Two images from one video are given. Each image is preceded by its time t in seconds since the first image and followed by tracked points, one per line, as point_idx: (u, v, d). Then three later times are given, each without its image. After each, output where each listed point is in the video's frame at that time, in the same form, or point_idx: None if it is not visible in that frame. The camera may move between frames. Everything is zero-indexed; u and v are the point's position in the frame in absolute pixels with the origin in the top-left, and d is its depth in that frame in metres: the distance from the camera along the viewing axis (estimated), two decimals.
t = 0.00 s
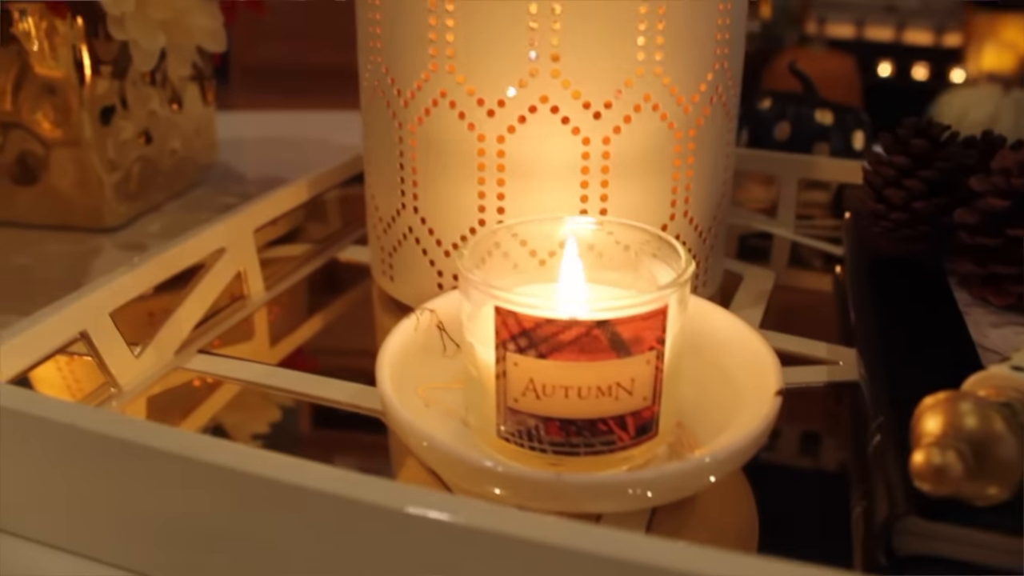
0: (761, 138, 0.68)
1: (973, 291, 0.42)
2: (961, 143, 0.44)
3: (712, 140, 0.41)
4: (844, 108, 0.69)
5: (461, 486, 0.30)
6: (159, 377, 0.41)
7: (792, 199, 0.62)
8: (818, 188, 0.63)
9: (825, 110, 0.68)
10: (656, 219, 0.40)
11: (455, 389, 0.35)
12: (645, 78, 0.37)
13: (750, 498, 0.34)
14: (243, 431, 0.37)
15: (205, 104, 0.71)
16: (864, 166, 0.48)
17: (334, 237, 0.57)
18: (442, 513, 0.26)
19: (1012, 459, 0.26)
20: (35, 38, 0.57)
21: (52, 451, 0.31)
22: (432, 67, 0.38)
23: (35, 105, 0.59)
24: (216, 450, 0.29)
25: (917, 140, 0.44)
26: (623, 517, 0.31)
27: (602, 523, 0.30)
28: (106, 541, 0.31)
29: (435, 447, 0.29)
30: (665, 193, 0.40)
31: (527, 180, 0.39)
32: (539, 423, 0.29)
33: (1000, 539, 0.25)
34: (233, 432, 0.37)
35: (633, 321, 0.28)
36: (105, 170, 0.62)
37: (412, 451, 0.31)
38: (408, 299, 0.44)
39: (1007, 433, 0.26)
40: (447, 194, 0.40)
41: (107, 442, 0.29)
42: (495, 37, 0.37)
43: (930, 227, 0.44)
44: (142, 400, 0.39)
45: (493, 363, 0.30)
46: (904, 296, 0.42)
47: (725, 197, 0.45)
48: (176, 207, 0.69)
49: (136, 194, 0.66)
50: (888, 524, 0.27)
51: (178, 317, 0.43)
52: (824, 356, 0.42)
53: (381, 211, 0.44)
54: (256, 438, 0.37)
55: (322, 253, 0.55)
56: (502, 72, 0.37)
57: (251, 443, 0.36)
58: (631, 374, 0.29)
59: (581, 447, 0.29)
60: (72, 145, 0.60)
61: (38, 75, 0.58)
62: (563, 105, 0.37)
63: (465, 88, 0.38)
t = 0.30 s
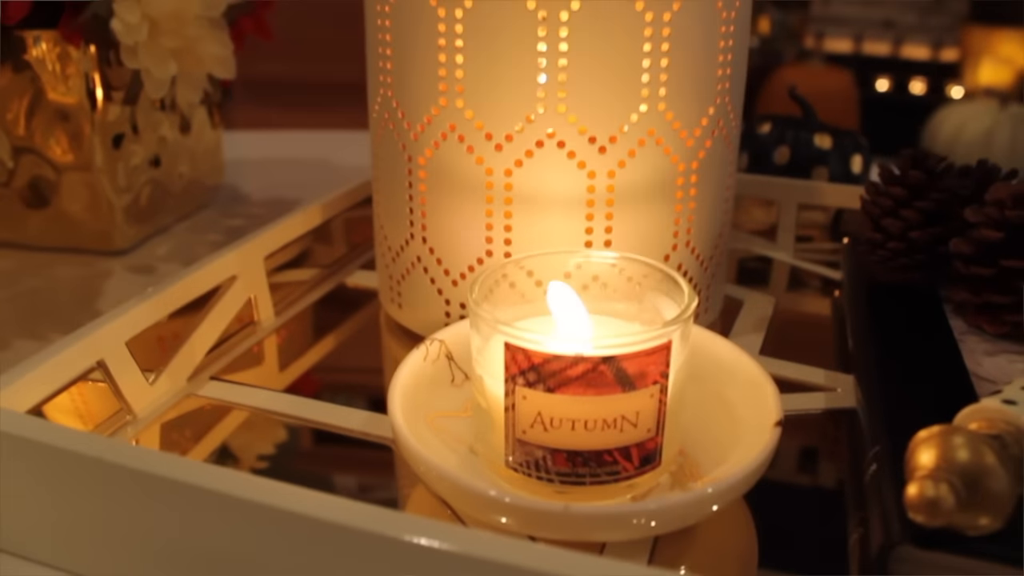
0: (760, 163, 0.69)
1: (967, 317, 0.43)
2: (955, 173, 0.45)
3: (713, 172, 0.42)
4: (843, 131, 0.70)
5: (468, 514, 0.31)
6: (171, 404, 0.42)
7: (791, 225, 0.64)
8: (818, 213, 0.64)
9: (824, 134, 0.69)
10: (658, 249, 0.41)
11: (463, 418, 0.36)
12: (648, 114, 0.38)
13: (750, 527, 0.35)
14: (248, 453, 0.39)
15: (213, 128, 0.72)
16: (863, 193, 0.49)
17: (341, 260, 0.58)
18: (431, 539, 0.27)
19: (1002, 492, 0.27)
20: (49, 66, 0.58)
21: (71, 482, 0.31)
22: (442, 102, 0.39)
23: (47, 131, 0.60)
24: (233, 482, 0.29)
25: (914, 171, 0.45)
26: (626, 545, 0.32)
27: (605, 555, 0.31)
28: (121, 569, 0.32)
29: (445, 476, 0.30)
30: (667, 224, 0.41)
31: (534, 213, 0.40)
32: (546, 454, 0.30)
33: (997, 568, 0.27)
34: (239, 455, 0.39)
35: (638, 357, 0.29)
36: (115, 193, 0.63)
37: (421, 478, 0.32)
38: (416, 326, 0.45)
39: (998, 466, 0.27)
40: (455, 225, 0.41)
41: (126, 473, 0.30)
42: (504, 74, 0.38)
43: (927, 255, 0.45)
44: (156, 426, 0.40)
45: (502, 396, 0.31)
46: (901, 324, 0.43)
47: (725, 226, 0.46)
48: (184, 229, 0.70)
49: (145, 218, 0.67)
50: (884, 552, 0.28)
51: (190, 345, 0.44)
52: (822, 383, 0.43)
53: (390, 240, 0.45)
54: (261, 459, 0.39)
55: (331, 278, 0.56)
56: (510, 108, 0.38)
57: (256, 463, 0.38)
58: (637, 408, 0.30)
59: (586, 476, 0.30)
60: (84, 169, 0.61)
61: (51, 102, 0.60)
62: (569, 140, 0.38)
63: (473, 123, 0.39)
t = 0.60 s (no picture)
0: (751, 180, 0.70)
1: (951, 336, 0.44)
2: (939, 196, 0.47)
3: (702, 195, 0.43)
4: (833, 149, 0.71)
5: (463, 532, 0.32)
6: (171, 424, 0.43)
7: (781, 242, 0.64)
8: (808, 231, 0.65)
9: (814, 151, 0.69)
10: (649, 271, 0.42)
11: (458, 437, 0.36)
12: (638, 140, 0.39)
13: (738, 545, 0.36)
14: (246, 468, 0.41)
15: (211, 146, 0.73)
16: (849, 215, 0.50)
17: (338, 278, 0.59)
18: (424, 558, 0.28)
19: (979, 510, 0.28)
20: (50, 87, 0.59)
21: (77, 503, 0.32)
22: (437, 128, 0.40)
23: (48, 151, 0.62)
24: (234, 504, 0.30)
25: (898, 194, 0.47)
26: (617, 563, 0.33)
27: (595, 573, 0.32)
28: None
29: (440, 495, 0.31)
30: (657, 247, 0.42)
31: (527, 236, 0.41)
32: (539, 474, 0.31)
33: None
34: (237, 470, 0.41)
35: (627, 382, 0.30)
36: (115, 211, 0.64)
37: (417, 497, 0.33)
38: (412, 346, 0.46)
39: (974, 485, 0.28)
40: (450, 248, 0.42)
41: (127, 494, 0.31)
42: (498, 101, 0.39)
43: (912, 276, 0.46)
44: (157, 445, 0.41)
45: (496, 418, 0.32)
46: (886, 343, 0.44)
47: (715, 246, 0.46)
48: (183, 246, 0.71)
49: (144, 235, 0.67)
50: (867, 567, 0.29)
51: (190, 365, 0.45)
52: (809, 401, 0.43)
53: (386, 261, 0.46)
54: (257, 472, 0.41)
55: (328, 296, 0.57)
56: (503, 134, 0.39)
57: (253, 476, 0.41)
58: (626, 429, 0.31)
59: (578, 495, 0.31)
60: (84, 188, 0.62)
61: (52, 122, 0.61)
62: (561, 165, 0.39)
63: (468, 148, 0.40)
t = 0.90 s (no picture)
0: (747, 203, 0.71)
1: (942, 359, 0.45)
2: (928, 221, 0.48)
3: (697, 222, 0.44)
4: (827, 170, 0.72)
5: (463, 555, 0.33)
6: (178, 447, 0.44)
7: (777, 264, 0.65)
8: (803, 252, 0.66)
9: (809, 173, 0.71)
10: (645, 297, 0.43)
11: (458, 461, 0.37)
12: (634, 170, 0.41)
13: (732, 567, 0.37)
14: (249, 487, 0.42)
15: (215, 167, 0.74)
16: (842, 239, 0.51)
17: (339, 300, 0.60)
18: None
19: (964, 534, 0.29)
20: (58, 111, 0.60)
21: (86, 527, 0.33)
22: (438, 158, 0.41)
23: (56, 174, 0.63)
24: (242, 528, 0.31)
25: (889, 220, 0.48)
26: None
27: None
28: None
29: (441, 519, 0.32)
30: (653, 273, 0.43)
31: (526, 263, 0.42)
32: (537, 498, 0.32)
33: None
34: (241, 488, 0.42)
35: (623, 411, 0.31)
36: (120, 232, 0.65)
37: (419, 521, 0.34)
38: (412, 369, 0.46)
39: (959, 510, 0.29)
40: (451, 274, 0.43)
41: (135, 518, 0.32)
42: (497, 132, 0.40)
43: (902, 301, 0.47)
44: (164, 467, 0.42)
45: (496, 444, 0.32)
46: (877, 366, 0.45)
47: (709, 271, 0.47)
48: (186, 266, 0.72)
49: (148, 256, 0.68)
50: None
51: (195, 389, 0.46)
52: (802, 423, 0.44)
53: (388, 286, 0.46)
54: (261, 491, 0.42)
55: (329, 318, 0.58)
56: (502, 164, 0.40)
57: (256, 495, 0.41)
58: (622, 455, 0.32)
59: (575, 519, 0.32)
60: (90, 211, 0.64)
61: (59, 145, 0.62)
62: (559, 194, 0.40)
63: (468, 178, 0.41)
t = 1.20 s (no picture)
0: (741, 219, 0.72)
1: (931, 376, 0.45)
2: (917, 240, 0.49)
3: (690, 242, 0.45)
4: (822, 185, 0.73)
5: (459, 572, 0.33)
6: (180, 464, 0.44)
7: (770, 280, 0.66)
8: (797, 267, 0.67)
9: (802, 190, 0.71)
10: (639, 317, 0.44)
11: (456, 478, 0.38)
12: (627, 193, 0.41)
13: None
14: (249, 501, 0.43)
15: (216, 184, 0.75)
16: (833, 257, 0.51)
17: (339, 315, 0.61)
18: None
19: (947, 553, 0.30)
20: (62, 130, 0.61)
21: (87, 546, 0.34)
22: (436, 180, 0.42)
23: (58, 193, 0.64)
24: (243, 547, 0.32)
25: (879, 238, 0.48)
26: None
27: None
28: None
29: (438, 537, 0.33)
30: (647, 293, 0.44)
31: (522, 284, 0.42)
32: (533, 516, 0.33)
33: None
34: (241, 502, 0.43)
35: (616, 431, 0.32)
36: (122, 248, 0.66)
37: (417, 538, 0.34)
38: (411, 387, 0.47)
39: (942, 530, 0.30)
40: (448, 294, 0.44)
41: (136, 538, 0.33)
42: (493, 156, 0.41)
43: (893, 318, 0.48)
44: (166, 483, 0.43)
45: (492, 463, 0.33)
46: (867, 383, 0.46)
47: (703, 290, 0.48)
48: (187, 282, 0.73)
49: (149, 273, 0.69)
50: None
51: (198, 407, 0.46)
52: (794, 440, 0.45)
53: (387, 305, 0.47)
54: (260, 505, 0.43)
55: (328, 335, 0.58)
56: (499, 187, 0.41)
57: (255, 509, 0.43)
58: (615, 474, 0.32)
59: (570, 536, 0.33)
60: (93, 229, 0.65)
61: (62, 164, 0.63)
62: (554, 216, 0.41)
63: (465, 200, 0.42)
